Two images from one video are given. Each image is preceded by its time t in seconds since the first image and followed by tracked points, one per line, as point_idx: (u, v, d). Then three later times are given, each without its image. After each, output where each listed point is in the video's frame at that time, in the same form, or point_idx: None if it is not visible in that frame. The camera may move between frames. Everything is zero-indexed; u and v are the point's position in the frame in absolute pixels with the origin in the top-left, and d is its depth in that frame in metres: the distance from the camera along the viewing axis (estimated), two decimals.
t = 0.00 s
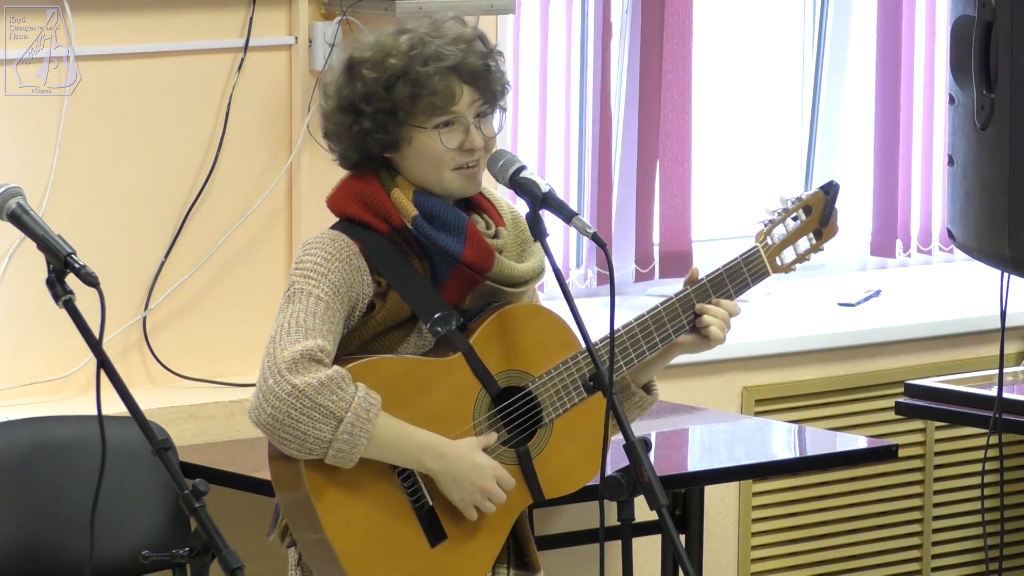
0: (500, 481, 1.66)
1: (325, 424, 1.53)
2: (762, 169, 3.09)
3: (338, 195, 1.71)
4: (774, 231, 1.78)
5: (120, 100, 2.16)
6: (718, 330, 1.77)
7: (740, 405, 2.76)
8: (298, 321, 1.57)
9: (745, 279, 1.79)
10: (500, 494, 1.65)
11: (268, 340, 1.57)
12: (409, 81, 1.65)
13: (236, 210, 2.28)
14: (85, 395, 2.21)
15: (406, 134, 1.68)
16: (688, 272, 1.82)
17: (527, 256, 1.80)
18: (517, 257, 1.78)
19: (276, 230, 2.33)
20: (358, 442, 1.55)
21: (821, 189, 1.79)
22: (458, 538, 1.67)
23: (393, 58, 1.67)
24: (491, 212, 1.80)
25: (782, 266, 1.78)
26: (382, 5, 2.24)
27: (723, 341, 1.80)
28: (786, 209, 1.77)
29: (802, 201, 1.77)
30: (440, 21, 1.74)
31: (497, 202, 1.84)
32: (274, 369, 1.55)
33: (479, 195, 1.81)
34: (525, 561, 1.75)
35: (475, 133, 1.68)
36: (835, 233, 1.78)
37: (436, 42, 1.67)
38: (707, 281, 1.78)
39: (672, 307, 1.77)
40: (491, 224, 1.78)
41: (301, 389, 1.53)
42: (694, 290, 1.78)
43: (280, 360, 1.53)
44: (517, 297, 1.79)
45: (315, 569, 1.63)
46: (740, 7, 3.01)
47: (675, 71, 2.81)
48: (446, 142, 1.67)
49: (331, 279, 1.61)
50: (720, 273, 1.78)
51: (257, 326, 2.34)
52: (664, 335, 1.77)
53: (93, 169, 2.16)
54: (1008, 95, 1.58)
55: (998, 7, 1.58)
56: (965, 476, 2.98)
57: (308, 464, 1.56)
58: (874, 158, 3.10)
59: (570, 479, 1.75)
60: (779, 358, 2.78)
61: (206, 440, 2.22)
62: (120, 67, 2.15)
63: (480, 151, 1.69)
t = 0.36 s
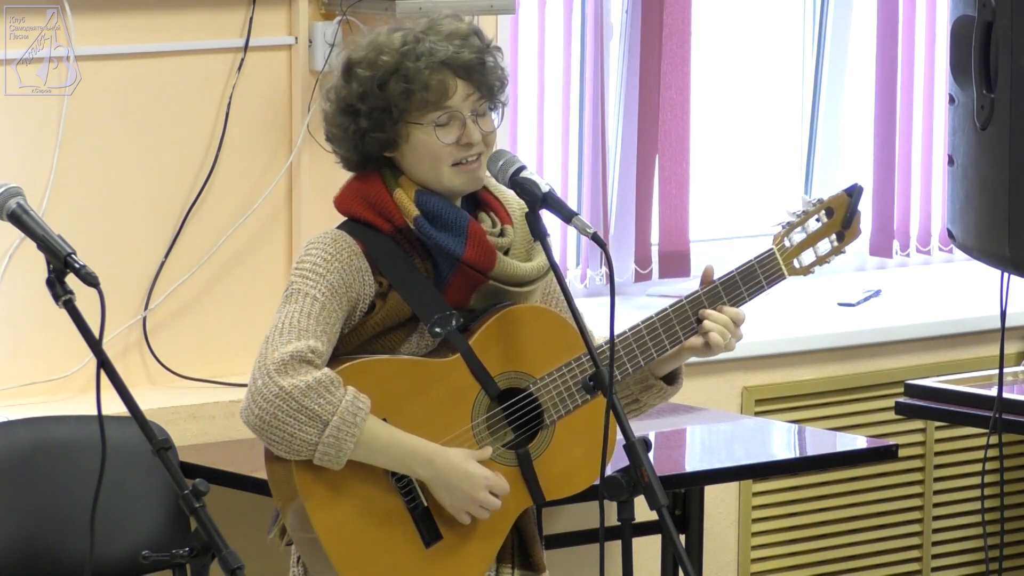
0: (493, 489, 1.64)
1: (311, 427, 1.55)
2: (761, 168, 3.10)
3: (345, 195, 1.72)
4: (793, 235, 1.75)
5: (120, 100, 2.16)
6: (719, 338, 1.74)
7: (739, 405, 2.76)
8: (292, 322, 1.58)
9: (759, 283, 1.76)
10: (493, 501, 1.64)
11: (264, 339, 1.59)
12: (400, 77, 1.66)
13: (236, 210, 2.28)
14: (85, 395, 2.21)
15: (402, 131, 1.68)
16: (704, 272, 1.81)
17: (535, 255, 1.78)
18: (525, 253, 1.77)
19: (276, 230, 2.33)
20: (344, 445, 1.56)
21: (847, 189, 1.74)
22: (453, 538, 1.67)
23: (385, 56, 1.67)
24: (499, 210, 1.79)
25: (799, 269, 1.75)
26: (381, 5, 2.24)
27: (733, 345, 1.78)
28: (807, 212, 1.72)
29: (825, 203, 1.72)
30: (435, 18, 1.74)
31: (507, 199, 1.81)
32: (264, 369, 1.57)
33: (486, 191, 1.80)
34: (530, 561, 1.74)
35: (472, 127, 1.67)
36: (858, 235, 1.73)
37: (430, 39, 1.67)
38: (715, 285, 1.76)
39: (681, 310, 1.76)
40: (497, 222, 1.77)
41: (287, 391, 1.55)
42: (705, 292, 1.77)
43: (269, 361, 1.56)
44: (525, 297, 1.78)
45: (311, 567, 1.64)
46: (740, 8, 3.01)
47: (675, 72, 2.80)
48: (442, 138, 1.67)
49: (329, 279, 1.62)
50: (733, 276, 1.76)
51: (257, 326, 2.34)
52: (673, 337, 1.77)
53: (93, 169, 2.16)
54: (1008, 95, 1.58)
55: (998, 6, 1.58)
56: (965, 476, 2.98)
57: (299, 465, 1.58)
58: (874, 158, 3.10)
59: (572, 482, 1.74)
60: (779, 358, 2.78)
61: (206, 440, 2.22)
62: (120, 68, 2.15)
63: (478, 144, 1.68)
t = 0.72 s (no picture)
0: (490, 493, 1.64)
1: (303, 427, 1.55)
2: (761, 168, 3.10)
3: (352, 195, 1.72)
4: (808, 231, 1.75)
5: (120, 100, 2.16)
6: (726, 334, 1.74)
7: (739, 405, 2.76)
8: (290, 321, 1.59)
9: (773, 280, 1.76)
10: (490, 505, 1.64)
11: (263, 337, 1.60)
12: (402, 77, 1.66)
13: (236, 210, 2.28)
14: (85, 395, 2.21)
15: (405, 131, 1.68)
16: (715, 271, 1.79)
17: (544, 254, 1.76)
18: (533, 253, 1.75)
19: (276, 230, 2.33)
20: (336, 446, 1.56)
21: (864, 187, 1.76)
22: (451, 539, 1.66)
23: (388, 55, 1.68)
24: (507, 209, 1.78)
25: (814, 265, 1.75)
26: (381, 5, 2.24)
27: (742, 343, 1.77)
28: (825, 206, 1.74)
29: (843, 198, 1.74)
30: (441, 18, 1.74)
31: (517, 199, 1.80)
32: (260, 368, 1.58)
33: (495, 190, 1.80)
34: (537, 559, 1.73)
35: (475, 128, 1.66)
36: (877, 231, 1.75)
37: (434, 39, 1.67)
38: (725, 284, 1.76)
39: (690, 309, 1.76)
40: (503, 222, 1.76)
41: (280, 391, 1.55)
42: (715, 291, 1.76)
43: (263, 360, 1.56)
44: (532, 296, 1.77)
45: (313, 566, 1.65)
46: (740, 7, 3.01)
47: (675, 71, 2.80)
48: (444, 138, 1.66)
49: (330, 279, 1.62)
50: (745, 273, 1.76)
51: (257, 326, 2.34)
52: (681, 335, 1.76)
53: (93, 169, 2.16)
54: (1008, 95, 1.58)
55: (999, 6, 1.58)
56: (965, 476, 2.98)
57: (295, 464, 1.59)
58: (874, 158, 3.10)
59: (574, 482, 1.73)
60: (779, 358, 2.78)
61: (205, 440, 2.22)
62: (120, 68, 2.15)
63: (482, 145, 1.67)
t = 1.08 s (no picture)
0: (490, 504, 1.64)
1: (306, 432, 1.56)
2: (762, 168, 3.10)
3: (355, 195, 1.72)
4: (812, 227, 1.75)
5: (120, 100, 2.16)
6: (729, 333, 1.74)
7: (739, 405, 2.76)
8: (292, 325, 1.59)
9: (776, 278, 1.75)
10: (490, 514, 1.63)
11: (266, 340, 1.60)
12: (411, 75, 1.65)
13: (236, 210, 2.28)
14: (85, 395, 2.21)
15: (412, 129, 1.68)
16: (719, 269, 1.79)
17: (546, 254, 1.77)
18: (536, 252, 1.75)
19: (277, 230, 2.33)
20: (338, 451, 1.57)
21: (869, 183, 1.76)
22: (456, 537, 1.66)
23: (398, 52, 1.67)
24: (509, 209, 1.78)
25: (818, 261, 1.75)
26: (381, 5, 2.24)
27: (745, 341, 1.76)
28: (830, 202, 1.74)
29: (846, 194, 1.74)
30: (451, 18, 1.73)
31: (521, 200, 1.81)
32: (263, 372, 1.58)
33: (498, 190, 1.80)
34: (543, 558, 1.73)
35: (482, 129, 1.66)
36: (881, 227, 1.74)
37: (444, 38, 1.66)
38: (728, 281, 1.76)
39: (694, 307, 1.76)
40: (506, 222, 1.77)
41: (283, 395, 1.56)
42: (718, 288, 1.76)
43: (267, 364, 1.57)
44: (534, 296, 1.77)
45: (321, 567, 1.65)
46: (740, 7, 3.01)
47: (675, 71, 2.80)
48: (451, 138, 1.66)
49: (333, 281, 1.62)
50: (748, 271, 1.76)
51: (257, 326, 2.34)
52: (684, 333, 1.76)
53: (93, 169, 2.16)
54: (1008, 95, 1.58)
55: (998, 6, 1.58)
56: (965, 476, 2.98)
57: (297, 467, 1.60)
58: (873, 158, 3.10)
59: (578, 482, 1.72)
60: (779, 358, 2.78)
61: (205, 440, 2.22)
62: (120, 67, 2.15)
63: (487, 147, 1.67)
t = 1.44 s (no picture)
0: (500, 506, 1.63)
1: (316, 437, 1.54)
2: (763, 169, 3.09)
3: (351, 198, 1.71)
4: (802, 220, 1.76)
5: (120, 100, 2.16)
6: (728, 327, 1.74)
7: (740, 405, 2.76)
8: (300, 330, 1.57)
9: (770, 270, 1.76)
10: (500, 520, 1.62)
11: (271, 345, 1.58)
12: (414, 73, 1.65)
13: (236, 210, 2.28)
14: (85, 395, 2.21)
15: (413, 127, 1.67)
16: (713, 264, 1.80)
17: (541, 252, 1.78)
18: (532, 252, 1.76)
19: (276, 230, 2.33)
20: (349, 457, 1.55)
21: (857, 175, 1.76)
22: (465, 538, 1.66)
23: (401, 50, 1.66)
24: (506, 207, 1.79)
25: (810, 254, 1.76)
26: (381, 5, 2.24)
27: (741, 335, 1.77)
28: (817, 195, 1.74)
29: (835, 186, 1.74)
30: (450, 18, 1.73)
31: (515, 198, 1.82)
32: (269, 378, 1.55)
33: (494, 190, 1.80)
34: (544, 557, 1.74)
35: (483, 129, 1.66)
36: (869, 218, 1.74)
37: (446, 37, 1.66)
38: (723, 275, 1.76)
39: (691, 302, 1.76)
40: (503, 220, 1.77)
41: (292, 401, 1.53)
42: (714, 283, 1.77)
43: (275, 370, 1.54)
44: (531, 296, 1.78)
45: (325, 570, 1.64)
46: (741, 7, 3.01)
47: (678, 72, 2.80)
48: (453, 137, 1.66)
49: (336, 285, 1.60)
50: (742, 265, 1.76)
51: (257, 326, 2.34)
52: (682, 328, 1.77)
53: (92, 169, 2.16)
54: (1008, 95, 1.58)
55: (999, 6, 1.58)
56: (964, 477, 2.98)
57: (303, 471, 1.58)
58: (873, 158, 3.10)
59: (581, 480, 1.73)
60: (779, 358, 2.78)
61: (205, 440, 2.22)
62: (120, 67, 2.15)
63: (488, 147, 1.67)
